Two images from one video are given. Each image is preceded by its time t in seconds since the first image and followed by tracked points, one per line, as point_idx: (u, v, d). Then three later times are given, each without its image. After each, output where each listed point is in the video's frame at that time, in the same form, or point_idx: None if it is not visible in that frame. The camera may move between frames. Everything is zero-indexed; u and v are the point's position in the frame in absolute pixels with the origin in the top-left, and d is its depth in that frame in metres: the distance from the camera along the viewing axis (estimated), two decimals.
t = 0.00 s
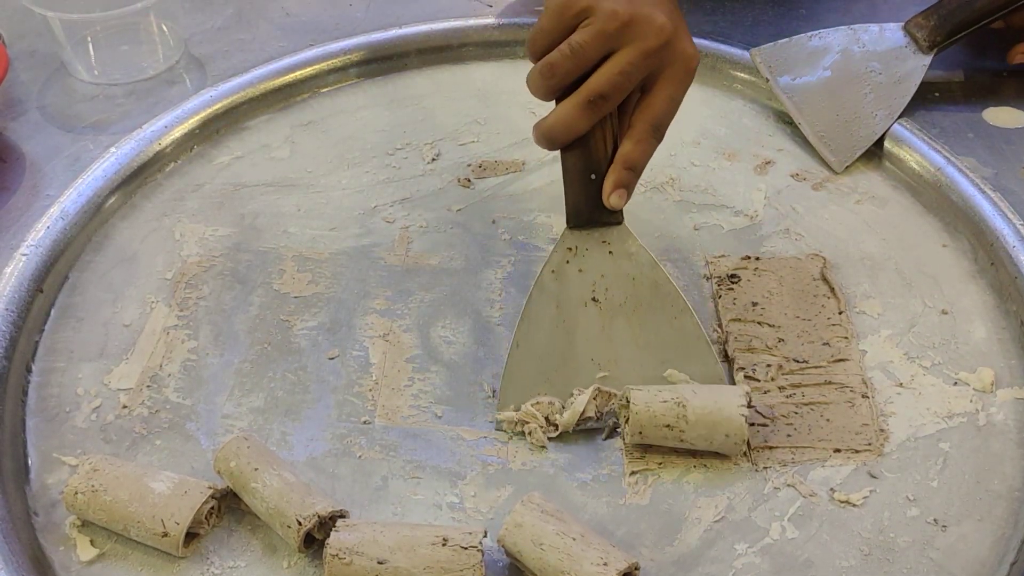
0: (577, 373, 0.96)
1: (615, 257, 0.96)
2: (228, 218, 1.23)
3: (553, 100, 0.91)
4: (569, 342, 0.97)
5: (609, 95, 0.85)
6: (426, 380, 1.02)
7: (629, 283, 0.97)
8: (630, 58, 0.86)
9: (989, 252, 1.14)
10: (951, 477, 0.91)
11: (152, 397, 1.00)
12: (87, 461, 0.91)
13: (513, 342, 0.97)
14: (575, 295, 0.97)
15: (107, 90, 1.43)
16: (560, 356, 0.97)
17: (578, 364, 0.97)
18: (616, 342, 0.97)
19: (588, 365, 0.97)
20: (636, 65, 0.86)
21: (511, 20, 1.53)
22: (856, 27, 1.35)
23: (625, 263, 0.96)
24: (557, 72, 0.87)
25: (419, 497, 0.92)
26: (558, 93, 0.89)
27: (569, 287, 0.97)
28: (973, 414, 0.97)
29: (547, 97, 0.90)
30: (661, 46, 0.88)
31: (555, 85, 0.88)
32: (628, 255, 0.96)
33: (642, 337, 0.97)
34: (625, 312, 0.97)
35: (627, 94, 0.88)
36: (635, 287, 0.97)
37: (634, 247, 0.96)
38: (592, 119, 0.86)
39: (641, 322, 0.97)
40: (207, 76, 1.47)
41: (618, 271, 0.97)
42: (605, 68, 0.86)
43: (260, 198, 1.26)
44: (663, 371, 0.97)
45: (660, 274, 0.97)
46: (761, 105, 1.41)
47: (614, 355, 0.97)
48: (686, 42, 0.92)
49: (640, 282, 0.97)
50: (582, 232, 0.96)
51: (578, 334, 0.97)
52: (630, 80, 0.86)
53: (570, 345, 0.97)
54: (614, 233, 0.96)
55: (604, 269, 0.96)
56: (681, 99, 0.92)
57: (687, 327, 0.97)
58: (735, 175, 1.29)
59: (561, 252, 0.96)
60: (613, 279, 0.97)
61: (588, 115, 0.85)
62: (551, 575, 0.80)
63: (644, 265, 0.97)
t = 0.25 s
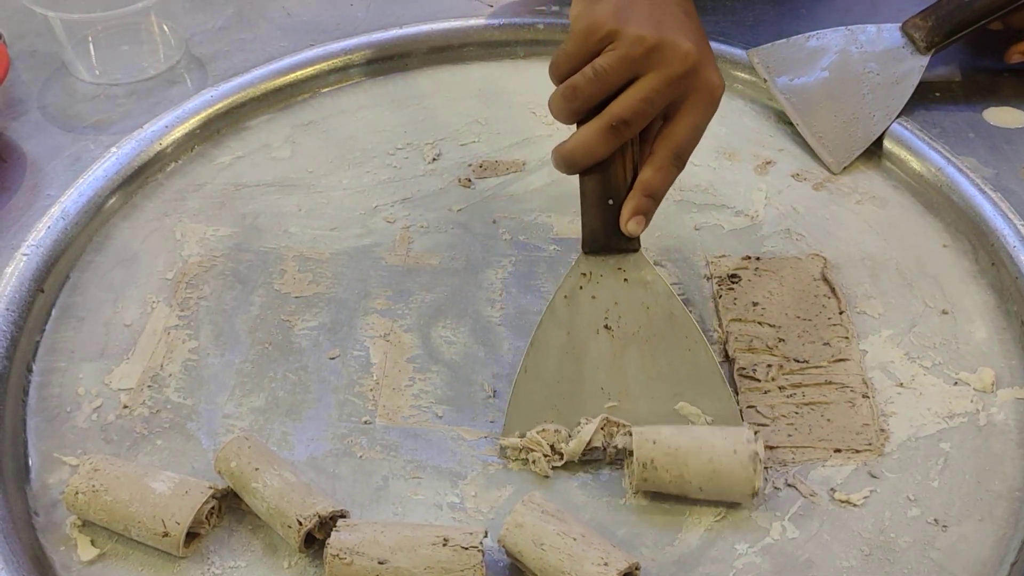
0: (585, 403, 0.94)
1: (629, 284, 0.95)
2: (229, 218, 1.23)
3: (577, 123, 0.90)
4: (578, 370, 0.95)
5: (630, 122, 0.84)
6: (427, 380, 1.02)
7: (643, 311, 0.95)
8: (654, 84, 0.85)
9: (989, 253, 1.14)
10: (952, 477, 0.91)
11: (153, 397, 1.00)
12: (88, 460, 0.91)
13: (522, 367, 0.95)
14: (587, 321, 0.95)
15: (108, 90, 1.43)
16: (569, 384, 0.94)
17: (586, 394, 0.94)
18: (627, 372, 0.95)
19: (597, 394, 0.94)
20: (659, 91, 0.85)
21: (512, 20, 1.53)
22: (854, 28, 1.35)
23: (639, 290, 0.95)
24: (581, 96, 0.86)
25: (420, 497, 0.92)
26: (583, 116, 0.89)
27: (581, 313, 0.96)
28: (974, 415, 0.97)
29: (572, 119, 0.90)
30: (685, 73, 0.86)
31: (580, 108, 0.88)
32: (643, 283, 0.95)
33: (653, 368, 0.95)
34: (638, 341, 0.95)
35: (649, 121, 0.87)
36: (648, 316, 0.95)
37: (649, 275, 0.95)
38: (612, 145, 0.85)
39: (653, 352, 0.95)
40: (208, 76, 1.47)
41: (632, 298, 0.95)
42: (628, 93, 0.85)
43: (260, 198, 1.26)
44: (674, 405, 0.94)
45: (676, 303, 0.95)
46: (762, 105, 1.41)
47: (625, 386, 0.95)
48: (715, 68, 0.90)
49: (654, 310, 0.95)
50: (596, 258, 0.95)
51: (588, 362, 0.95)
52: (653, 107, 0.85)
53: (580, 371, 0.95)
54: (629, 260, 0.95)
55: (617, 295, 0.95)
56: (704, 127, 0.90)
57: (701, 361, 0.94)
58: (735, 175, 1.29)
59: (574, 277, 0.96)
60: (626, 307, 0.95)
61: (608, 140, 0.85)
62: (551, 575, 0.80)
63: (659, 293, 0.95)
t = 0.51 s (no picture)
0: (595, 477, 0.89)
1: (649, 357, 0.92)
2: (229, 217, 1.23)
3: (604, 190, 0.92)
4: (586, 435, 0.91)
5: (657, 189, 0.84)
6: (427, 380, 1.02)
7: (661, 386, 0.92)
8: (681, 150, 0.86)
9: (990, 251, 1.14)
10: (952, 476, 0.91)
11: (154, 396, 1.00)
12: (89, 459, 0.91)
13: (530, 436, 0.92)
14: (602, 394, 0.92)
15: (109, 89, 1.43)
16: (578, 456, 0.90)
17: (593, 464, 0.89)
18: (641, 452, 0.90)
19: (607, 469, 0.89)
20: (687, 159, 0.85)
21: (513, 20, 1.53)
22: (850, 27, 1.35)
23: (661, 366, 0.92)
24: (605, 162, 0.88)
25: (421, 496, 0.92)
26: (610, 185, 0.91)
27: (596, 386, 0.92)
28: (974, 413, 0.97)
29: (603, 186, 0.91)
30: (714, 140, 0.86)
31: (603, 175, 0.89)
32: (664, 358, 0.92)
33: (668, 450, 0.90)
34: (652, 419, 0.91)
35: (677, 187, 0.86)
36: (667, 394, 0.91)
37: (671, 349, 0.92)
38: (638, 214, 0.85)
39: (668, 433, 0.90)
40: (208, 75, 1.47)
41: (651, 372, 0.92)
42: (656, 161, 0.86)
43: (261, 197, 1.26)
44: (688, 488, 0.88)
45: (698, 382, 0.92)
46: (763, 104, 1.40)
47: (638, 468, 0.89)
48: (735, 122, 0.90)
49: (673, 388, 0.92)
50: (614, 327, 0.92)
51: (600, 433, 0.91)
52: (679, 175, 0.85)
53: (590, 444, 0.90)
54: (647, 333, 0.92)
55: (636, 368, 0.92)
56: (732, 196, 0.88)
57: (719, 446, 0.89)
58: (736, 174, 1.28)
59: (590, 346, 0.93)
60: (644, 382, 0.92)
61: (633, 209, 0.84)
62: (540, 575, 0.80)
63: (680, 372, 0.92)
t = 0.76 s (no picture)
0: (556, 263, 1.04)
1: (605, 152, 0.96)
2: (230, 217, 1.23)
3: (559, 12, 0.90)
4: (551, 176, 0.99)
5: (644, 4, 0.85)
6: (428, 379, 1.02)
7: (615, 179, 0.98)
8: None
9: (990, 251, 1.14)
10: (953, 475, 0.91)
11: (154, 396, 1.00)
12: (90, 459, 0.91)
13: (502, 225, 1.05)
14: (564, 181, 0.98)
15: (109, 89, 1.43)
16: (548, 230, 1.02)
17: (563, 201, 1.00)
18: (597, 232, 1.02)
19: (568, 261, 1.04)
20: None
21: (513, 19, 1.53)
22: (855, 24, 1.35)
23: (615, 156, 0.97)
24: None
25: (421, 495, 0.92)
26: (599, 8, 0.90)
27: (558, 170, 0.98)
28: (975, 413, 0.97)
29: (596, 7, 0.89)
30: None
31: None
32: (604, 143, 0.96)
33: (620, 228, 1.01)
34: (610, 195, 0.99)
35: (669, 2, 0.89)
36: (611, 177, 0.98)
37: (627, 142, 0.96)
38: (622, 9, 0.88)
39: (615, 211, 1.00)
40: (209, 75, 1.47)
41: (604, 165, 0.97)
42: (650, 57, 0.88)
43: (261, 197, 1.26)
44: (630, 264, 1.04)
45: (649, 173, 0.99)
46: (763, 104, 1.40)
47: (591, 249, 1.03)
48: None
49: (627, 177, 0.98)
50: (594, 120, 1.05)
51: (562, 216, 1.01)
52: None
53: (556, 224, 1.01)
54: (612, 132, 0.95)
55: (596, 159, 0.97)
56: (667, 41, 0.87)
57: (660, 223, 1.02)
58: (736, 174, 1.28)
59: (554, 144, 0.97)
60: (593, 166, 0.97)
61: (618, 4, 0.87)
62: None
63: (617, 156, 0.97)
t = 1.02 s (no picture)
0: (722, 210, 1.14)
1: (756, 105, 1.11)
2: (230, 217, 1.23)
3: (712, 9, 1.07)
4: (709, 135, 1.13)
5: None
6: (429, 379, 1.02)
7: (771, 129, 1.12)
8: None
9: (991, 250, 1.14)
10: (953, 475, 0.91)
11: (155, 396, 1.01)
12: (91, 459, 0.91)
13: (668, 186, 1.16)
14: (721, 140, 1.13)
15: (110, 89, 1.43)
16: (726, 190, 1.14)
17: (755, 165, 1.13)
18: (758, 182, 1.14)
19: (733, 203, 1.14)
20: None
21: (513, 20, 1.53)
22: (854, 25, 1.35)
23: (765, 110, 1.11)
24: None
25: (422, 495, 0.92)
26: None
27: (715, 133, 1.13)
28: (976, 412, 0.97)
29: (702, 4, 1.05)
30: None
31: None
32: (769, 102, 1.11)
33: (778, 178, 1.13)
34: (761, 149, 1.12)
35: None
36: (780, 131, 1.12)
37: (774, 95, 1.10)
38: None
39: (781, 164, 1.13)
40: (209, 75, 1.47)
41: (759, 117, 1.11)
42: None
43: (262, 196, 1.26)
44: (795, 207, 1.14)
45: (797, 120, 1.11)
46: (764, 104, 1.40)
47: (754, 198, 1.14)
48: None
49: (780, 127, 1.12)
50: (726, 83, 1.11)
51: (722, 175, 1.14)
52: None
53: (718, 186, 1.14)
54: (754, 82, 1.10)
55: (747, 116, 1.11)
56: None
57: (823, 168, 1.12)
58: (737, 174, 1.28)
59: (708, 102, 1.12)
60: (755, 124, 1.12)
61: None
62: None
63: (784, 112, 1.11)
